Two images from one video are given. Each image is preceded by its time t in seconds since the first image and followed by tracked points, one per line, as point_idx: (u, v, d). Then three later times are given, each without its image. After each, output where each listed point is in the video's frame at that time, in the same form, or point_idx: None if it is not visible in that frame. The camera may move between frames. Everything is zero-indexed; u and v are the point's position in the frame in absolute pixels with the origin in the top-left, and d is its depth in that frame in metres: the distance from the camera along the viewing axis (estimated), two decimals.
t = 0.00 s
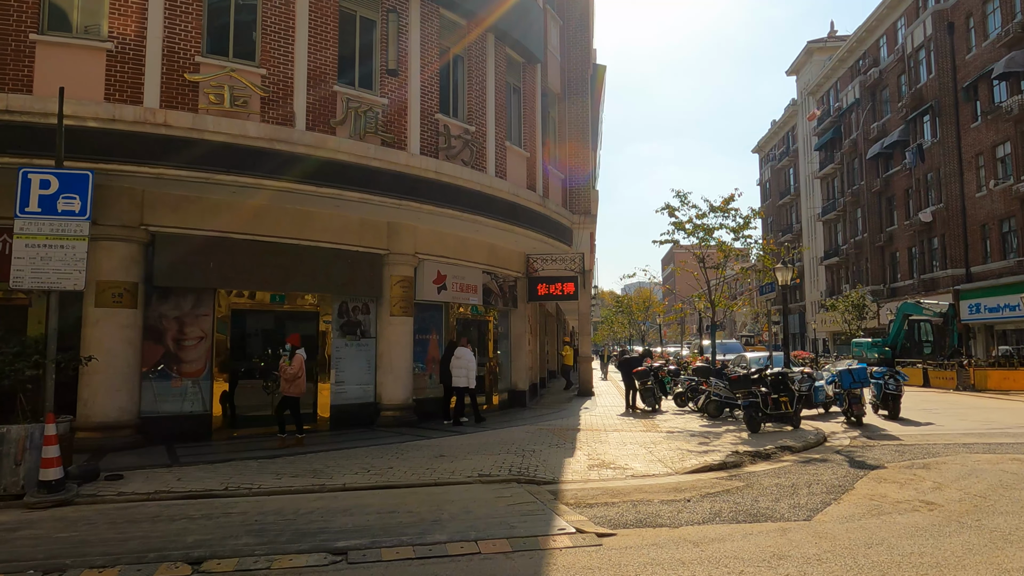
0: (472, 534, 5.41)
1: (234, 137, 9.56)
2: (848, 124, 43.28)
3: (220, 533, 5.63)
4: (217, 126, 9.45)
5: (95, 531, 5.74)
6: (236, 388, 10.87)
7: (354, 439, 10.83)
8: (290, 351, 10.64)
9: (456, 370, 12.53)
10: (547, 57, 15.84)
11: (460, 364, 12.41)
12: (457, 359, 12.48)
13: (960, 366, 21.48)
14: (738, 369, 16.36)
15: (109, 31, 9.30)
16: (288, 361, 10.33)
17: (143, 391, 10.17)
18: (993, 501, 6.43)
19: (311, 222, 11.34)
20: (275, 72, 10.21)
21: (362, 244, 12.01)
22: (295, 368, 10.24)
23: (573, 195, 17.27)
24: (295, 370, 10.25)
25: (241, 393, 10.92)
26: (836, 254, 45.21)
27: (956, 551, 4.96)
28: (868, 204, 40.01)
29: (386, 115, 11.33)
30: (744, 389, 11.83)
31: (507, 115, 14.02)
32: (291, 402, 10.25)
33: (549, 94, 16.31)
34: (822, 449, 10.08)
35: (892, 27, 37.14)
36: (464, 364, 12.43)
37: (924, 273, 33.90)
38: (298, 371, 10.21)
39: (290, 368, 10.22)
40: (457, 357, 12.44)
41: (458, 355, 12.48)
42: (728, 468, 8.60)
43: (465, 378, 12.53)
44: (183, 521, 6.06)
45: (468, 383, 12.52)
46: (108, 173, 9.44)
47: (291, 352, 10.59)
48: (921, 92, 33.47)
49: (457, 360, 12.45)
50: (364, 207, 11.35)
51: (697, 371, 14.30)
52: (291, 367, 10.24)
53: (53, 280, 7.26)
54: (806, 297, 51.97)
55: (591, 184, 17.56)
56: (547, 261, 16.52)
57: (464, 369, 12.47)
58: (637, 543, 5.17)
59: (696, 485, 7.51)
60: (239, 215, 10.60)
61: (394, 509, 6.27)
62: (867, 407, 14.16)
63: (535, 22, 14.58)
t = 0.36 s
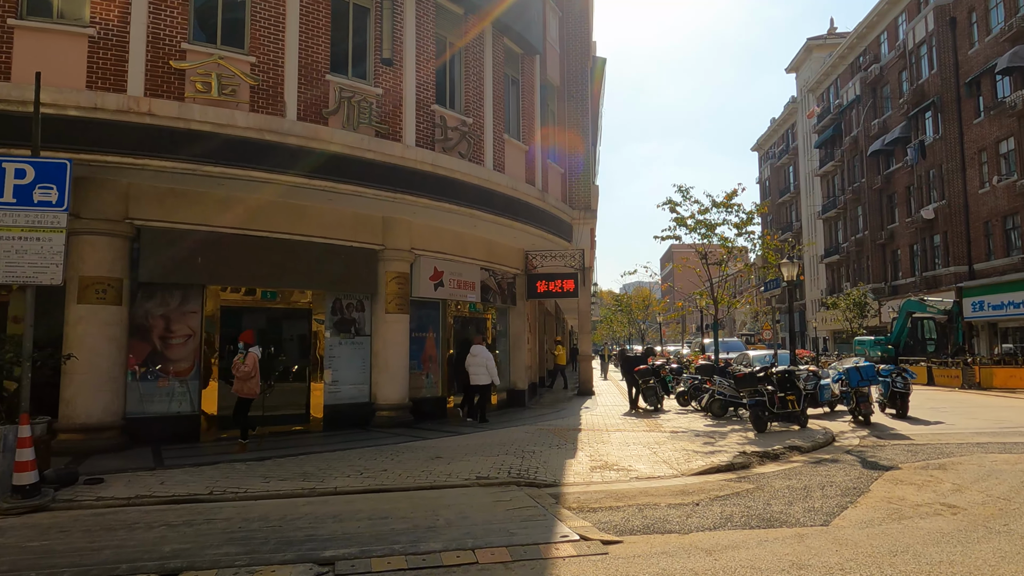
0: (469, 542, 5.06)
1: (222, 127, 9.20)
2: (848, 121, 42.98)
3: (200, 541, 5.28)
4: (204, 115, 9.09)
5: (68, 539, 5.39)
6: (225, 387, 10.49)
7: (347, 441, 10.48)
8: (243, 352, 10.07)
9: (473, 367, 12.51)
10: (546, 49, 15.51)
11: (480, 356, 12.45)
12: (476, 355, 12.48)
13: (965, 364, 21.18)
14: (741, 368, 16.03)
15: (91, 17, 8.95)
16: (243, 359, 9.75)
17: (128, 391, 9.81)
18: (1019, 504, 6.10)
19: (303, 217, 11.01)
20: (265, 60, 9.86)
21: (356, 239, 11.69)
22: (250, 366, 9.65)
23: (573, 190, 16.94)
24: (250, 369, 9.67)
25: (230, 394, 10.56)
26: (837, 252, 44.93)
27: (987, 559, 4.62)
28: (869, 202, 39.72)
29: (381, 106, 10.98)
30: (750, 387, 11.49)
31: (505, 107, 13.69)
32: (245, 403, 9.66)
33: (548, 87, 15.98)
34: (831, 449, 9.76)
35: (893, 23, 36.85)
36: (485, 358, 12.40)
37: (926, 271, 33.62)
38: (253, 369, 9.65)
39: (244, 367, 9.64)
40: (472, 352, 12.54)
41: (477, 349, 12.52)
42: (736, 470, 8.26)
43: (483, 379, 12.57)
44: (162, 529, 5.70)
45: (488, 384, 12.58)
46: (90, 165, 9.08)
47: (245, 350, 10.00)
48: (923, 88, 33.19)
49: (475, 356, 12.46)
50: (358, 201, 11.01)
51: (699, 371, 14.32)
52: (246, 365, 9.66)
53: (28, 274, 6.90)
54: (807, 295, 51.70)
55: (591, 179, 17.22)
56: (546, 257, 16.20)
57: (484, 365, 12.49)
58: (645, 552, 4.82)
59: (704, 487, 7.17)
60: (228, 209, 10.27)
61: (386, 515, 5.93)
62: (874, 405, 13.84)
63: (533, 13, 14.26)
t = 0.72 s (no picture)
0: (467, 557, 4.74)
1: (209, 121, 8.87)
2: (848, 119, 42.73)
3: (180, 557, 4.95)
4: (190, 109, 8.76)
5: (39, 555, 5.05)
6: (214, 390, 10.15)
7: (341, 445, 10.16)
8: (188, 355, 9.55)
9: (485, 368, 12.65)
10: (544, 44, 15.20)
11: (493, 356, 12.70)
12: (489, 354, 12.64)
13: (969, 364, 20.95)
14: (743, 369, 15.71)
15: (72, 6, 8.61)
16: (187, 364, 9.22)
17: (113, 395, 9.47)
18: None
19: (295, 215, 10.68)
20: (254, 51, 9.54)
21: (350, 237, 11.37)
22: (195, 372, 9.14)
23: (572, 187, 16.62)
24: (195, 374, 9.17)
25: (219, 398, 10.21)
26: (836, 251, 44.73)
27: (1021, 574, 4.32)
28: (869, 200, 39.51)
29: (375, 100, 10.66)
30: (756, 388, 11.08)
31: (503, 103, 13.37)
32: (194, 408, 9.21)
33: (547, 82, 15.66)
34: (841, 453, 9.45)
35: (892, 20, 36.64)
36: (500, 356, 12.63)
37: (927, 269, 33.41)
38: (198, 375, 9.16)
39: (189, 372, 9.13)
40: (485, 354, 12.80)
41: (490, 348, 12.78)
42: (744, 475, 7.96)
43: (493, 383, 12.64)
44: (141, 543, 5.37)
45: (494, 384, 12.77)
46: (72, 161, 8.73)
47: (190, 353, 9.47)
48: (923, 85, 32.97)
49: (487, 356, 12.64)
50: (352, 198, 10.69)
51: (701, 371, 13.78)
52: (190, 371, 9.14)
53: (2, 273, 6.52)
54: (806, 294, 51.50)
55: (590, 177, 16.90)
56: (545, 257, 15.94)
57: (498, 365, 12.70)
58: (656, 567, 4.51)
59: (712, 494, 6.85)
60: (216, 206, 9.93)
61: (379, 527, 5.60)
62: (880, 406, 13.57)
63: (531, 6, 13.95)
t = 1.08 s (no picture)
0: None
1: (195, 113, 8.50)
2: (847, 117, 42.49)
3: None
4: (175, 100, 8.39)
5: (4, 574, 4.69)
6: (203, 393, 9.77)
7: (334, 451, 9.80)
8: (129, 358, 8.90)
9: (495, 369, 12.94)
10: (542, 37, 14.85)
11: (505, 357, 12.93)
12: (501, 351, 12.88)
13: (973, 363, 20.69)
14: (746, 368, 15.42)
15: None
16: (130, 369, 8.59)
17: (96, 399, 9.09)
18: None
19: (286, 212, 10.37)
20: (242, 41, 9.19)
21: (343, 235, 11.04)
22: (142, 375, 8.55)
23: (570, 184, 16.28)
24: (140, 378, 8.55)
25: (208, 401, 9.81)
26: (835, 250, 44.51)
27: None
28: (868, 198, 39.28)
29: (369, 93, 10.31)
30: (762, 390, 10.67)
31: (500, 97, 13.03)
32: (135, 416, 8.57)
33: (546, 77, 15.30)
34: (851, 456, 9.12)
35: (892, 17, 36.40)
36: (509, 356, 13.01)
37: (928, 268, 33.18)
38: (142, 381, 8.55)
39: (134, 377, 8.50)
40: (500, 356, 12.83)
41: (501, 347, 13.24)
42: (753, 481, 7.64)
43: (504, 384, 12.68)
44: (115, 560, 5.01)
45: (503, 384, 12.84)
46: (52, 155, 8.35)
47: (133, 358, 8.85)
48: (923, 83, 32.73)
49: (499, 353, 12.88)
50: (346, 194, 10.35)
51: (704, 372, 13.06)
52: (135, 375, 8.52)
53: None
54: (805, 293, 51.27)
55: (589, 173, 16.57)
56: (543, 255, 15.62)
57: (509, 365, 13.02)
58: None
59: (722, 503, 6.51)
60: (203, 203, 9.59)
61: (371, 542, 5.24)
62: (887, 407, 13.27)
63: None
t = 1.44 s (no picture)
0: None
1: (177, 102, 8.16)
2: (843, 116, 42.34)
3: None
4: (156, 89, 8.06)
5: None
6: (187, 394, 9.42)
7: (324, 454, 9.48)
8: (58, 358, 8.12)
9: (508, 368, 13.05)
10: (538, 29, 14.53)
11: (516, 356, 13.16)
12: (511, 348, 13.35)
13: (973, 363, 20.52)
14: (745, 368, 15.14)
15: None
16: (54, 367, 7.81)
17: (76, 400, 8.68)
18: None
19: (273, 207, 10.10)
20: (228, 29, 8.86)
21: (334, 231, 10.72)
22: (65, 374, 7.74)
23: (567, 181, 15.98)
24: (65, 377, 7.76)
25: (193, 403, 9.46)
26: (832, 249, 44.37)
27: None
28: (865, 197, 39.14)
29: (359, 84, 9.99)
30: (765, 389, 10.36)
31: (495, 90, 12.72)
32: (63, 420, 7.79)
33: (542, 70, 14.99)
34: (858, 459, 8.85)
35: (889, 15, 36.24)
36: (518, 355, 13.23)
37: (926, 267, 33.03)
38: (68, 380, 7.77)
39: (57, 376, 7.71)
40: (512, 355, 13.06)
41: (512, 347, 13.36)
42: (758, 485, 7.34)
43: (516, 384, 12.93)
44: (82, 573, 4.68)
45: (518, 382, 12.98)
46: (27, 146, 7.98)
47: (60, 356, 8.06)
48: (921, 81, 32.56)
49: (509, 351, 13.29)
50: (336, 189, 10.03)
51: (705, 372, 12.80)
52: (59, 374, 7.73)
53: None
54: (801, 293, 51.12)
55: (587, 170, 16.27)
56: (540, 252, 15.31)
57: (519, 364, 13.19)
58: None
59: (728, 509, 6.21)
60: (188, 197, 9.28)
61: (358, 553, 4.92)
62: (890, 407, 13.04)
63: None
